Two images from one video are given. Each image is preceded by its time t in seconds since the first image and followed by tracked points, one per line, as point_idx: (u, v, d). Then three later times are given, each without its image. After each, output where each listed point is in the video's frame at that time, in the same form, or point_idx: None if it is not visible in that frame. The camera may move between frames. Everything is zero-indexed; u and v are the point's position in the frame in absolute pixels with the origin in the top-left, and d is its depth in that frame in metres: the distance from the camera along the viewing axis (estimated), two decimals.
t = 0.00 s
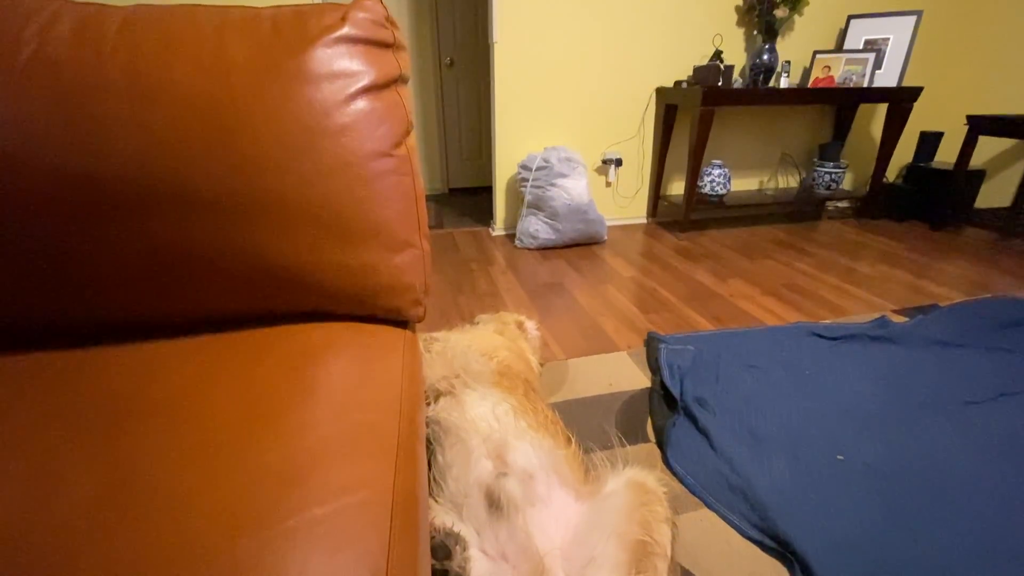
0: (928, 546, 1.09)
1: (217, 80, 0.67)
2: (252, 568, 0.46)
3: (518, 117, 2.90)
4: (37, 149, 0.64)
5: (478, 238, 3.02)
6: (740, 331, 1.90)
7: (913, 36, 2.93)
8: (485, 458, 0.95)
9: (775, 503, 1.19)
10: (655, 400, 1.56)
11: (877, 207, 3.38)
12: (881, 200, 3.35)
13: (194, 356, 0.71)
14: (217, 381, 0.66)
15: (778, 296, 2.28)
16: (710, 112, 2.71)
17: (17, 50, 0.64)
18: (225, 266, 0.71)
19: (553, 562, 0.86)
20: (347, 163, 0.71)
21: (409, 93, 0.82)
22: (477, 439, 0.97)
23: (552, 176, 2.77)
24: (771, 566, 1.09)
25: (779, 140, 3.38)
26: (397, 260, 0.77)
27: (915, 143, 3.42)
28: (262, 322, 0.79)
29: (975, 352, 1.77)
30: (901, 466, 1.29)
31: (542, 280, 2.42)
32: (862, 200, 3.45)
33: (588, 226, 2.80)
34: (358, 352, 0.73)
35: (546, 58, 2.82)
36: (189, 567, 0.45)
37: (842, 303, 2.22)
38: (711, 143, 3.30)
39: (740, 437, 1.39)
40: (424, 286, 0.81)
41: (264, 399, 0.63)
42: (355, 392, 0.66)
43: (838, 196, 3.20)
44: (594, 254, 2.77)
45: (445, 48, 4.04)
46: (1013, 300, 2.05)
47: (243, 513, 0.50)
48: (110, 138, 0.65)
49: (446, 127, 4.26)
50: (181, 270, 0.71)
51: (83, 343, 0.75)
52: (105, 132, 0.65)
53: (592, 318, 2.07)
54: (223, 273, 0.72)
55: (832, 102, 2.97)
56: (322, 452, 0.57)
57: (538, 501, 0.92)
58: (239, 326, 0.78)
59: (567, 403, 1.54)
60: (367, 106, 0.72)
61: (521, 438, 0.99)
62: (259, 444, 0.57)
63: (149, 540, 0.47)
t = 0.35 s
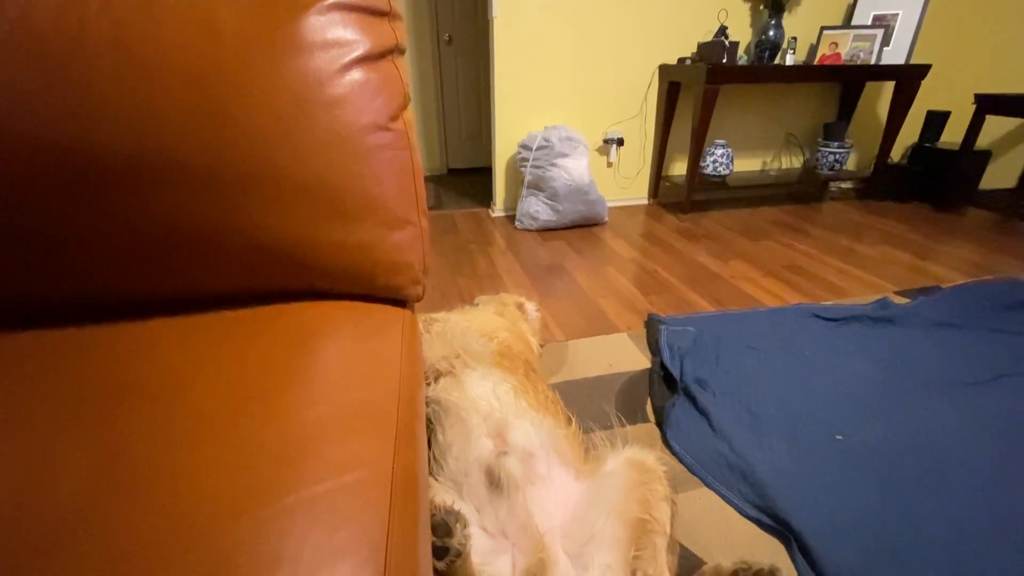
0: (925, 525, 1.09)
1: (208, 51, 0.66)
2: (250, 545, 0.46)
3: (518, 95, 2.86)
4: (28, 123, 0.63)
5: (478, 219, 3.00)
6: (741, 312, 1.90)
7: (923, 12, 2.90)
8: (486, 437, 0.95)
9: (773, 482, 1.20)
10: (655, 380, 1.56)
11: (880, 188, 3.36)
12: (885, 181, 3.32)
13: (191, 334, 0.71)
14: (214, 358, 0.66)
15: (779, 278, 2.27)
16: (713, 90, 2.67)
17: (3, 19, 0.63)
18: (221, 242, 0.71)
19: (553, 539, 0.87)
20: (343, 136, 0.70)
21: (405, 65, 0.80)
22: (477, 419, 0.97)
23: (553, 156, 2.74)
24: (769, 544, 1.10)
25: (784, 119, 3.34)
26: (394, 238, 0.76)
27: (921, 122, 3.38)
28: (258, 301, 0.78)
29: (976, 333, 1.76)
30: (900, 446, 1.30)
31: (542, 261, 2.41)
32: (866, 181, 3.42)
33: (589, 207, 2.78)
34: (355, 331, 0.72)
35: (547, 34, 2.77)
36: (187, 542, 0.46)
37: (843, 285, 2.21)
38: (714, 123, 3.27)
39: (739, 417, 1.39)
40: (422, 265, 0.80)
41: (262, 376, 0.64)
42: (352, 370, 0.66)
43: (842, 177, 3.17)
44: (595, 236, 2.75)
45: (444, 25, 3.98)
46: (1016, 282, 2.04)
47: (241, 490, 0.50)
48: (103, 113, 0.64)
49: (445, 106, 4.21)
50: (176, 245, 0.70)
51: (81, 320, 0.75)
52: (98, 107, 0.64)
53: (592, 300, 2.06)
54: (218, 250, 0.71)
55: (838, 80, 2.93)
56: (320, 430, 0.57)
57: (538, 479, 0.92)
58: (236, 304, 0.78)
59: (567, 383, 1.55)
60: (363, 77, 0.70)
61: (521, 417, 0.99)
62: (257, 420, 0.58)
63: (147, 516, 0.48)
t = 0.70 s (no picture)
0: (923, 505, 1.10)
1: (206, 29, 0.66)
2: (250, 522, 0.46)
3: (518, 74, 2.82)
4: (24, 100, 0.63)
5: (477, 201, 2.98)
6: (742, 294, 1.89)
7: None
8: (487, 417, 0.95)
9: (772, 463, 1.20)
10: (655, 362, 1.56)
11: (884, 170, 3.33)
12: (889, 162, 3.29)
13: (186, 314, 0.71)
14: (210, 339, 0.66)
15: (781, 260, 2.26)
16: (718, 68, 2.63)
17: None
18: (219, 221, 0.71)
19: (554, 518, 0.86)
20: (341, 111, 0.70)
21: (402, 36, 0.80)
22: (478, 399, 0.97)
23: (553, 136, 2.71)
24: (767, 522, 1.10)
25: (788, 99, 3.30)
26: (393, 217, 0.76)
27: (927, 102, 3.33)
28: (258, 280, 0.77)
29: (978, 315, 1.76)
30: (900, 428, 1.30)
31: (542, 243, 2.40)
32: (869, 162, 3.39)
33: (590, 188, 2.76)
34: (356, 311, 0.72)
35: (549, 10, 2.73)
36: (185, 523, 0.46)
37: (845, 267, 2.20)
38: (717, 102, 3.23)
39: (739, 398, 1.40)
40: (421, 243, 0.80)
41: (258, 356, 0.63)
42: (351, 350, 0.66)
43: (846, 158, 3.14)
44: (595, 218, 2.73)
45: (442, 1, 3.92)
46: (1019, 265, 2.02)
47: (239, 470, 0.51)
48: (97, 91, 0.64)
49: (444, 86, 4.17)
50: (175, 224, 0.70)
51: (75, 300, 0.74)
52: (90, 84, 0.64)
53: (592, 282, 2.06)
54: (216, 228, 0.71)
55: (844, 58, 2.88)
56: (319, 410, 0.57)
57: (539, 459, 0.93)
58: (233, 283, 0.77)
59: (567, 365, 1.54)
60: (359, 49, 0.71)
61: (522, 397, 0.99)
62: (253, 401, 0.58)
63: (145, 497, 0.48)
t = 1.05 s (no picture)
0: (922, 489, 1.10)
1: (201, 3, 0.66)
2: (250, 500, 0.47)
3: (519, 55, 2.79)
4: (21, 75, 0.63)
5: (477, 185, 2.95)
6: (743, 278, 1.88)
7: None
8: (488, 400, 0.95)
9: (772, 446, 1.20)
10: (656, 346, 1.55)
11: (888, 153, 3.30)
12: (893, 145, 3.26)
13: (182, 295, 0.70)
14: (204, 320, 0.66)
15: (782, 244, 2.25)
16: (722, 48, 2.60)
17: None
18: (216, 199, 0.70)
19: (555, 500, 0.86)
20: (338, 86, 0.70)
21: (399, 10, 0.80)
22: (479, 382, 0.97)
23: (554, 119, 2.68)
24: (766, 504, 1.11)
25: (792, 81, 3.26)
26: (390, 196, 0.76)
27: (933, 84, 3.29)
28: (256, 261, 0.77)
29: (980, 299, 1.75)
30: (900, 411, 1.30)
31: (542, 228, 2.39)
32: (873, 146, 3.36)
33: (590, 171, 2.74)
34: (354, 292, 0.72)
35: None
36: (180, 504, 0.46)
37: (847, 251, 2.19)
38: (720, 84, 3.19)
39: (739, 381, 1.39)
40: (419, 224, 0.80)
41: (254, 337, 0.63)
42: (351, 330, 0.66)
43: (850, 140, 3.11)
44: (596, 201, 2.71)
45: None
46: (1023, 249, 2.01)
47: (234, 452, 0.51)
48: (92, 66, 0.63)
49: (443, 68, 4.12)
50: (173, 202, 0.70)
51: (72, 280, 0.74)
52: (86, 59, 0.63)
53: (592, 266, 2.05)
54: (214, 207, 0.71)
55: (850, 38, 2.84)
56: (318, 391, 0.57)
57: (540, 442, 0.93)
58: (229, 264, 0.77)
59: (567, 349, 1.54)
60: (355, 21, 0.70)
61: (523, 381, 0.99)
62: (249, 381, 0.58)
63: (139, 479, 0.48)
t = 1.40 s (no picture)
0: (921, 473, 1.11)
1: None
2: (250, 484, 0.47)
3: (519, 37, 2.75)
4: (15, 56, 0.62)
5: (476, 169, 2.93)
6: (744, 263, 1.87)
7: None
8: (488, 385, 0.95)
9: (772, 430, 1.20)
10: (656, 331, 1.55)
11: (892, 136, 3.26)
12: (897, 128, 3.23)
13: (180, 278, 0.70)
14: (200, 305, 0.65)
15: (785, 228, 2.23)
16: (725, 29, 2.56)
17: None
18: (213, 180, 0.70)
19: (554, 482, 0.87)
20: (333, 62, 0.70)
21: None
22: (478, 367, 0.97)
23: (554, 101, 2.66)
24: (765, 487, 1.11)
25: (797, 63, 3.22)
26: (389, 177, 0.76)
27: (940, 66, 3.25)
28: (254, 244, 0.77)
29: (982, 284, 1.74)
30: (900, 395, 1.30)
31: (543, 212, 2.37)
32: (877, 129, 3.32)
33: (592, 155, 2.72)
34: (353, 276, 0.72)
35: None
36: (177, 495, 0.46)
37: (849, 235, 2.17)
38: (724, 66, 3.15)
39: (740, 365, 1.39)
40: (418, 206, 0.80)
41: (250, 322, 0.63)
42: (349, 312, 0.66)
43: (854, 124, 3.08)
44: (597, 185, 2.70)
45: None
46: None
47: (231, 440, 0.51)
48: (87, 47, 0.63)
49: (442, 50, 4.07)
50: (170, 185, 0.70)
51: (72, 264, 0.74)
52: (81, 39, 0.63)
53: (593, 251, 2.04)
54: (211, 190, 0.71)
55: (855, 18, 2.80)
56: (317, 374, 0.57)
57: (540, 426, 0.93)
58: (227, 247, 0.77)
59: (567, 333, 1.54)
60: None
61: (523, 366, 0.99)
62: (245, 367, 0.57)
63: (136, 470, 0.48)
